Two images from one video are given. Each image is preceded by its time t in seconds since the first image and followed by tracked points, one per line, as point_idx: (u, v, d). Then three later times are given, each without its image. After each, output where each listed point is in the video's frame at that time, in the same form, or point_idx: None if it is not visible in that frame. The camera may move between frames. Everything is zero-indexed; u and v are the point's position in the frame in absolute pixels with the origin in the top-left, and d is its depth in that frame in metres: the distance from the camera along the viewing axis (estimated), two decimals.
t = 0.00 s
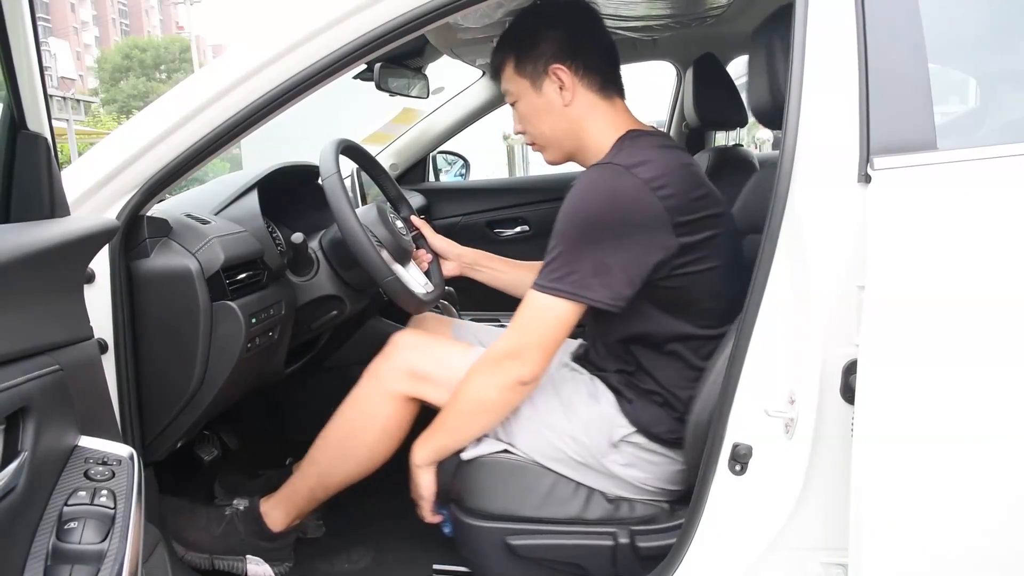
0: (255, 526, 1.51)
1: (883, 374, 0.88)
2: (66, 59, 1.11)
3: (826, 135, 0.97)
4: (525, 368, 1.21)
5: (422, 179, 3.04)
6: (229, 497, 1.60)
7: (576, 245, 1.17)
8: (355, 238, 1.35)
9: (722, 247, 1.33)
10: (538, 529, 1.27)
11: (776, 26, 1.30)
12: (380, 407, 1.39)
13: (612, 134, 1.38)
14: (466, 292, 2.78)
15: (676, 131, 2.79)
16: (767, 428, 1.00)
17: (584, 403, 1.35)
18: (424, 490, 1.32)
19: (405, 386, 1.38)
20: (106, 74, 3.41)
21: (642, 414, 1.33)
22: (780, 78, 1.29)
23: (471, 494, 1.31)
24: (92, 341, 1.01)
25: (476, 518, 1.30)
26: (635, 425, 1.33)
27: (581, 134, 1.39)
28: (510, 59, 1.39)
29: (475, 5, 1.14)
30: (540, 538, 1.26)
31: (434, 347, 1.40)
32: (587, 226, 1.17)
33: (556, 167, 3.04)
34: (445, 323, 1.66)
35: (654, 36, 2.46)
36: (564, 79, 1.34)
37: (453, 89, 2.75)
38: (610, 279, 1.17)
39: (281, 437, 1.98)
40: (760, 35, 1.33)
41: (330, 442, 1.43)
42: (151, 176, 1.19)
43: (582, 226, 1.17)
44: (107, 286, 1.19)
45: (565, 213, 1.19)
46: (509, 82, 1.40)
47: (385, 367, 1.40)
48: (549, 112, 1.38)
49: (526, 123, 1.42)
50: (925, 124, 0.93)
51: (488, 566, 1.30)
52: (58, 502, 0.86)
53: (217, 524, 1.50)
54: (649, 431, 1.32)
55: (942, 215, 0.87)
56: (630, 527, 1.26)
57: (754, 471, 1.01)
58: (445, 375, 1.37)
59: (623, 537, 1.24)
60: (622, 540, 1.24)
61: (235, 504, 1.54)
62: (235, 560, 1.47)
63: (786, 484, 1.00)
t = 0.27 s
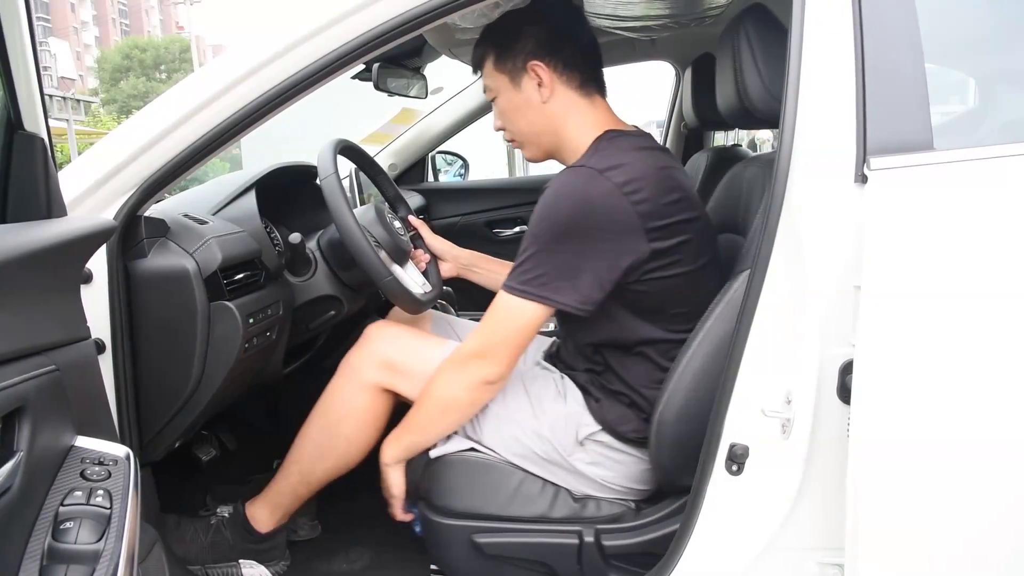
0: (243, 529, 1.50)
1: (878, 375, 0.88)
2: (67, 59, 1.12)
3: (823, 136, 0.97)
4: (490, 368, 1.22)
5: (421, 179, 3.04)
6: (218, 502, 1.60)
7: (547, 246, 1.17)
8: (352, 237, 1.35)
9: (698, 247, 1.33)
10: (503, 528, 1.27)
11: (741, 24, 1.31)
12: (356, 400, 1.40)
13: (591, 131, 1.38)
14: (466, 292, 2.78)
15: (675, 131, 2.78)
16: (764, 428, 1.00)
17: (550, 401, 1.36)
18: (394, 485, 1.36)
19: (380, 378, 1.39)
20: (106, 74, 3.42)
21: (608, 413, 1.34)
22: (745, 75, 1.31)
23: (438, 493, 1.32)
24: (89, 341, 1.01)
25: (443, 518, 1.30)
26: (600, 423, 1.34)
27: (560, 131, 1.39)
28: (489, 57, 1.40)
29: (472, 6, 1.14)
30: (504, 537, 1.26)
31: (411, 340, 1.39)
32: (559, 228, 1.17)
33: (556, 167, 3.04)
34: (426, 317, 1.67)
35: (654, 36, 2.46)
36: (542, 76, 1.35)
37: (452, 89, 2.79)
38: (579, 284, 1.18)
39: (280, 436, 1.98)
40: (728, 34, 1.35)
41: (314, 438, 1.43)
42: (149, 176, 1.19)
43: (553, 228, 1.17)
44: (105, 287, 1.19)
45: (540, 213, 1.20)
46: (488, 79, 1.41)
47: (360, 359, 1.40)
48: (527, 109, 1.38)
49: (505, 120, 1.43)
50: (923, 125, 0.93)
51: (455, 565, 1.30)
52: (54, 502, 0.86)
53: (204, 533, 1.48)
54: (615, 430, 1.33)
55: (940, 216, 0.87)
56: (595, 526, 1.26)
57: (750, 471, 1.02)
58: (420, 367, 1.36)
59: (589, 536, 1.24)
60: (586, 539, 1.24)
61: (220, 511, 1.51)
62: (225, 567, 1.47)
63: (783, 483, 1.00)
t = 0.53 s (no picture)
0: (237, 531, 1.50)
1: (870, 375, 0.88)
2: (66, 59, 1.13)
3: (817, 136, 0.97)
4: (546, 370, 1.16)
5: (420, 179, 3.04)
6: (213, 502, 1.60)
7: (587, 240, 1.14)
8: (348, 238, 1.35)
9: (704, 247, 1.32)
10: (500, 527, 1.28)
11: (735, 23, 1.31)
12: (353, 403, 1.39)
13: (598, 129, 1.38)
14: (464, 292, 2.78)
15: (672, 131, 2.78)
16: (757, 429, 1.00)
17: (550, 404, 1.36)
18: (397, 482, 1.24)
19: (377, 380, 1.38)
20: (106, 73, 3.42)
21: (609, 416, 1.35)
22: (740, 76, 1.31)
23: (434, 494, 1.32)
24: (82, 341, 1.02)
25: (439, 517, 1.31)
26: (600, 426, 1.34)
27: (569, 128, 1.39)
28: (497, 51, 1.39)
29: (468, 5, 1.14)
30: (501, 537, 1.27)
31: (408, 343, 1.39)
32: (597, 222, 1.15)
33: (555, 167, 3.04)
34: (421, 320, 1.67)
35: (652, 36, 2.46)
36: (552, 72, 1.34)
37: (451, 89, 2.79)
38: (623, 276, 1.14)
39: (277, 436, 1.98)
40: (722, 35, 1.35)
41: (308, 441, 1.44)
42: (145, 175, 1.20)
43: (592, 223, 1.15)
44: (99, 289, 1.19)
45: (575, 209, 1.17)
46: (497, 75, 1.40)
47: (358, 362, 1.40)
48: (536, 105, 1.37)
49: (513, 116, 1.42)
50: (918, 124, 0.93)
51: (451, 565, 1.31)
52: (44, 501, 0.87)
53: (199, 533, 1.48)
54: (613, 433, 1.33)
55: (933, 216, 0.87)
56: (591, 526, 1.26)
57: (743, 471, 1.01)
58: (417, 371, 1.36)
59: (583, 536, 1.25)
60: (581, 539, 1.24)
61: (215, 512, 1.52)
62: (220, 567, 1.46)
63: (777, 483, 1.00)
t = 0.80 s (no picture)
0: (241, 529, 1.49)
1: (875, 374, 0.89)
2: (67, 59, 1.13)
3: (820, 135, 0.97)
4: (694, 363, 1.06)
5: (421, 179, 3.04)
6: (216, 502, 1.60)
7: (667, 225, 1.12)
8: (350, 237, 1.35)
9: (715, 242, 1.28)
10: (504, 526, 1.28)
11: (739, 23, 1.31)
12: (357, 400, 1.39)
13: (634, 121, 1.39)
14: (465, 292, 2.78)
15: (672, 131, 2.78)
16: (762, 428, 1.00)
17: (551, 399, 1.35)
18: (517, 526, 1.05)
19: (381, 377, 1.38)
20: (106, 74, 3.42)
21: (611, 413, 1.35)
22: (744, 75, 1.31)
23: (436, 493, 1.31)
24: (87, 340, 1.02)
25: (443, 517, 1.31)
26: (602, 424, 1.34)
27: (603, 116, 1.40)
28: (543, 33, 1.39)
29: (471, 5, 1.14)
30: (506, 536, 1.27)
31: (412, 342, 1.39)
32: (669, 210, 1.14)
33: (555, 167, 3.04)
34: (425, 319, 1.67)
35: (652, 36, 2.46)
36: (595, 58, 1.35)
37: (452, 89, 2.76)
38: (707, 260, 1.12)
39: (279, 436, 1.98)
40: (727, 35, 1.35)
41: (311, 439, 1.44)
42: (147, 176, 1.20)
43: (664, 212, 1.14)
44: (103, 287, 1.19)
45: (644, 201, 1.17)
46: (539, 56, 1.40)
47: (362, 359, 1.40)
48: (575, 88, 1.38)
49: (548, 99, 1.42)
50: (920, 124, 0.93)
51: (456, 565, 1.32)
52: (51, 501, 0.87)
53: (202, 532, 1.48)
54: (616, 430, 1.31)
55: (937, 215, 0.87)
56: (595, 526, 1.27)
57: (748, 470, 1.02)
58: (421, 369, 1.36)
59: (587, 536, 1.25)
60: (585, 539, 1.25)
61: (218, 511, 1.51)
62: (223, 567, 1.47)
63: (781, 483, 1.00)
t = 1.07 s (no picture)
0: (244, 530, 1.49)
1: (880, 374, 0.89)
2: (66, 59, 1.09)
3: (826, 135, 0.98)
4: (678, 364, 1.11)
5: (422, 179, 3.04)
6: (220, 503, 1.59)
7: (665, 223, 1.13)
8: (354, 237, 1.35)
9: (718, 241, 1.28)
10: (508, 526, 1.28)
11: (744, 23, 1.31)
12: (360, 401, 1.39)
13: (645, 118, 1.40)
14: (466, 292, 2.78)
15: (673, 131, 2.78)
16: (767, 428, 1.01)
17: (556, 400, 1.35)
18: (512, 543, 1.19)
19: (384, 378, 1.38)
20: (106, 73, 3.42)
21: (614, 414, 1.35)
22: (749, 77, 1.31)
23: (440, 493, 1.31)
24: (92, 340, 1.02)
25: (446, 517, 1.31)
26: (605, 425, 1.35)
27: (617, 111, 1.40)
28: (564, 22, 1.38)
29: (476, 5, 1.14)
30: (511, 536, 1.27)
31: (414, 342, 1.39)
32: (669, 207, 1.15)
33: (555, 168, 3.04)
34: (428, 319, 1.68)
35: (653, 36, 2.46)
36: (614, 51, 1.35)
37: (452, 89, 2.76)
38: (701, 261, 1.13)
39: (280, 437, 1.97)
40: (733, 35, 1.35)
41: (315, 440, 1.43)
42: (151, 176, 1.19)
43: (663, 209, 1.15)
44: (108, 286, 1.19)
45: (643, 199, 1.18)
46: (557, 45, 1.40)
47: (364, 360, 1.40)
48: (592, 80, 1.37)
49: (563, 89, 1.42)
50: (924, 124, 0.93)
51: (460, 565, 1.31)
52: (58, 501, 0.86)
53: (205, 533, 1.47)
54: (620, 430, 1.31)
55: (943, 215, 0.87)
56: (598, 527, 1.27)
57: (753, 470, 1.02)
58: (423, 369, 1.36)
59: (591, 536, 1.25)
60: (590, 539, 1.25)
61: (220, 511, 1.50)
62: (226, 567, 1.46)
63: (786, 483, 1.00)
